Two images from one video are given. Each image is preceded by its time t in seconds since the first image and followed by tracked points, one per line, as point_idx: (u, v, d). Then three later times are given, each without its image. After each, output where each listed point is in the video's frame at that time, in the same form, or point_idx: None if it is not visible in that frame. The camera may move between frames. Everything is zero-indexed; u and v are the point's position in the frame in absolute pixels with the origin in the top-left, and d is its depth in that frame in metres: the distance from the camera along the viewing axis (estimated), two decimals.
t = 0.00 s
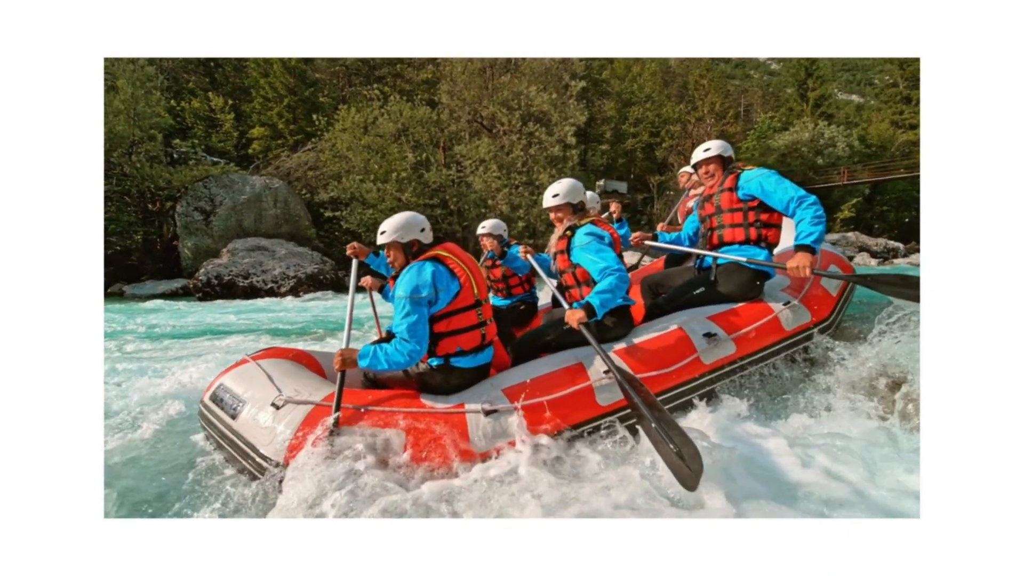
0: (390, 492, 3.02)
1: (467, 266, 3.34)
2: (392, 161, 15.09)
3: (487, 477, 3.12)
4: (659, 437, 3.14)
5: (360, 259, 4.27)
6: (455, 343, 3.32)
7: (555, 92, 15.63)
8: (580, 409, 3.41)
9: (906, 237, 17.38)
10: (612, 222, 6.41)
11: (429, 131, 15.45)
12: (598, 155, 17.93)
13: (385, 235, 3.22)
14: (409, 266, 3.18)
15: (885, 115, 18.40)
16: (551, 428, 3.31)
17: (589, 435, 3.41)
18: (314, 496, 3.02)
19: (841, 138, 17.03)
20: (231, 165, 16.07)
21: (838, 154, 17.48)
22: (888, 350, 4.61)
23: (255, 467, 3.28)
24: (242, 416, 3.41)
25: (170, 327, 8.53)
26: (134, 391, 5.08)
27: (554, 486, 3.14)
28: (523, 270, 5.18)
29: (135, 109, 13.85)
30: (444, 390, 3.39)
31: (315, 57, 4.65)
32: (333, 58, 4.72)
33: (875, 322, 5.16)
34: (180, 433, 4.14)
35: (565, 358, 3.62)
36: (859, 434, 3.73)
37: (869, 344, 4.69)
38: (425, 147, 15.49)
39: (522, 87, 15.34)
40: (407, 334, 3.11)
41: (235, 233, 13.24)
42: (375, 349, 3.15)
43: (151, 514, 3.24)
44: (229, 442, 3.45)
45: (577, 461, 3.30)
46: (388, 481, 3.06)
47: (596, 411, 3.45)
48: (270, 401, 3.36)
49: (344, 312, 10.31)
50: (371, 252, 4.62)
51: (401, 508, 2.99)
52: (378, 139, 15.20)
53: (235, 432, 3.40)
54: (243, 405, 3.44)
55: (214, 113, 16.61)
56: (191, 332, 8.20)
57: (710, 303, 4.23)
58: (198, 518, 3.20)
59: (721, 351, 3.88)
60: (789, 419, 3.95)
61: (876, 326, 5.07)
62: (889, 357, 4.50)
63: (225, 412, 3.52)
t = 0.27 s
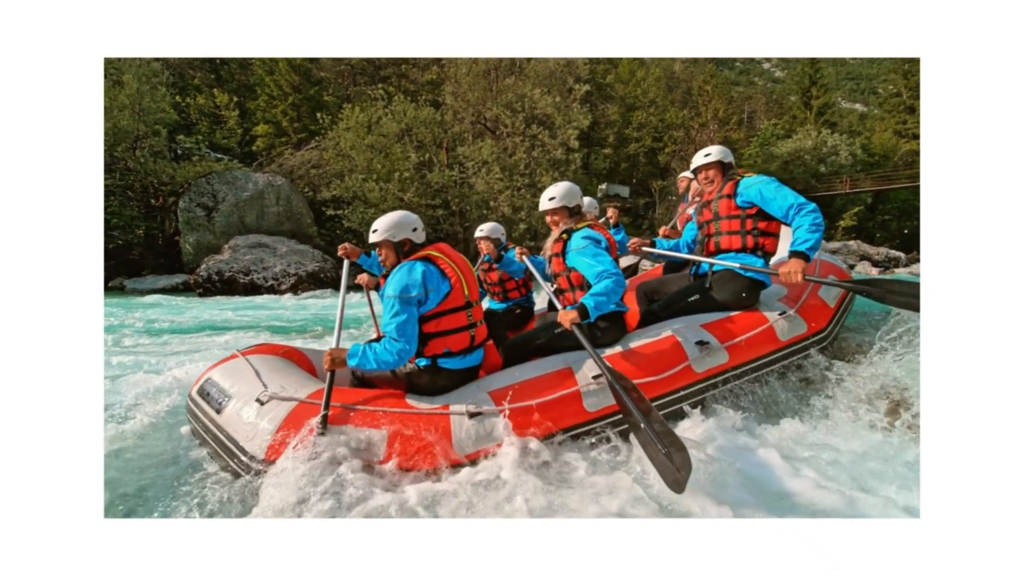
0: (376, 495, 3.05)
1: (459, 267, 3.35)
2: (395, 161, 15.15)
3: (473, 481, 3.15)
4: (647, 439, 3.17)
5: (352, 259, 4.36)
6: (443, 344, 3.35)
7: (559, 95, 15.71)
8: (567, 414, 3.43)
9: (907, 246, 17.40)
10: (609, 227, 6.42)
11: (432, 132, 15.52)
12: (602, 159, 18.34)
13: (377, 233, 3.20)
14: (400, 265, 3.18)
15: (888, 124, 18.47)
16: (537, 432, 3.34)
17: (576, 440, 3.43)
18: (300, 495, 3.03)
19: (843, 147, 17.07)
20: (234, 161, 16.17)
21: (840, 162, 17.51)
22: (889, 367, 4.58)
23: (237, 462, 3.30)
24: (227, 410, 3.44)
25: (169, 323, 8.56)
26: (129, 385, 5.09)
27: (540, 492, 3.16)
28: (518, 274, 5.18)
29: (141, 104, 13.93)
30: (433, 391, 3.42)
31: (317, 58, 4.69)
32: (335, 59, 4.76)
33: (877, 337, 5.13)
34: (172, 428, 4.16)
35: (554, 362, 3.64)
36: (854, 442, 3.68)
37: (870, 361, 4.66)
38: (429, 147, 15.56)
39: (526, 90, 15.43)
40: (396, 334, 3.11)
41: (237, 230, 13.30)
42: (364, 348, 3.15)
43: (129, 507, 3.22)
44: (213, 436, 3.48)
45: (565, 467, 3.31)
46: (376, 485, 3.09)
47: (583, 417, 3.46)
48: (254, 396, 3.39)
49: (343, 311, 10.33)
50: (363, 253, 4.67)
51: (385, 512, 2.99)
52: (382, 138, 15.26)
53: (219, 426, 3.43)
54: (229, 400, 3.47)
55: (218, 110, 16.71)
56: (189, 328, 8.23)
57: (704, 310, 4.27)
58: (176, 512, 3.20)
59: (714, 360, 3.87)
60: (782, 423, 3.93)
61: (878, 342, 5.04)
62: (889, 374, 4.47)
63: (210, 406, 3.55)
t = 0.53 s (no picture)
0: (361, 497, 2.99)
1: (450, 267, 3.30)
2: (398, 161, 15.19)
3: (457, 485, 3.08)
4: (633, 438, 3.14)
5: (342, 260, 4.28)
6: (431, 345, 3.29)
7: (563, 98, 15.78)
8: (552, 419, 3.35)
9: (908, 256, 17.43)
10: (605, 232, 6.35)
11: (436, 133, 15.58)
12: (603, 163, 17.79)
13: (367, 231, 3.18)
14: (391, 263, 3.14)
15: (891, 134, 18.54)
16: (525, 435, 3.28)
17: (562, 446, 3.35)
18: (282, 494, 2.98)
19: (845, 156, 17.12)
20: (238, 158, 16.27)
21: (842, 171, 17.55)
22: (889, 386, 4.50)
23: (218, 457, 3.29)
24: (211, 404, 3.45)
25: (167, 317, 8.58)
26: (122, 378, 5.07)
27: (525, 497, 3.08)
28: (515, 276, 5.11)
29: (146, 99, 13.98)
30: (418, 391, 3.35)
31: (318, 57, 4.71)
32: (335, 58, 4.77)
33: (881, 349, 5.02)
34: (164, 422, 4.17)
35: (542, 365, 3.57)
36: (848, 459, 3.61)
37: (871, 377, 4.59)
38: (432, 147, 15.62)
39: (530, 93, 15.51)
40: (384, 333, 3.05)
41: (239, 226, 13.35)
42: (351, 347, 3.10)
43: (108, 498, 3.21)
44: (197, 430, 3.48)
45: (552, 472, 3.24)
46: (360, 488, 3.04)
47: (570, 423, 3.38)
48: (239, 390, 3.39)
49: (342, 309, 10.34)
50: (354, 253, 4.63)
51: (367, 514, 2.93)
52: (385, 138, 15.31)
53: (203, 420, 3.43)
54: (214, 394, 3.48)
55: (223, 106, 16.82)
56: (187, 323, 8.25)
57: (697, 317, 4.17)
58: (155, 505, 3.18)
59: (705, 369, 3.78)
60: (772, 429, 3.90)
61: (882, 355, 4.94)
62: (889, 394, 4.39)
63: (196, 400, 3.55)
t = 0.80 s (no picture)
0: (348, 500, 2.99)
1: (442, 267, 3.28)
2: (400, 161, 15.23)
3: (444, 489, 3.07)
4: (622, 437, 3.08)
5: (335, 260, 4.26)
6: (419, 345, 3.25)
7: (566, 101, 15.82)
8: (539, 423, 3.33)
9: (908, 265, 17.46)
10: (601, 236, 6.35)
11: (438, 133, 15.61)
12: (606, 166, 18.33)
13: (360, 229, 3.16)
14: (382, 262, 3.13)
15: (892, 142, 18.61)
16: (511, 438, 3.26)
17: (548, 450, 3.32)
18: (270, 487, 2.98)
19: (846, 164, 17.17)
20: (239, 154, 16.31)
21: (844, 179, 17.60)
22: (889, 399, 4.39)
23: (200, 451, 3.27)
24: (197, 398, 3.43)
25: (165, 313, 8.59)
26: (118, 372, 5.09)
27: (510, 498, 3.07)
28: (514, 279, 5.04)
29: (149, 94, 13.97)
30: (404, 392, 3.32)
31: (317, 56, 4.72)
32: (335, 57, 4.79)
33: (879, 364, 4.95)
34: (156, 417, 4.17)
35: (531, 369, 3.54)
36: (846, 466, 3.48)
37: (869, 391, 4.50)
38: (434, 148, 15.65)
39: (534, 96, 15.56)
40: (374, 331, 3.03)
41: (240, 223, 13.39)
42: (341, 345, 3.08)
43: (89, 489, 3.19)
44: (182, 424, 3.46)
45: (540, 476, 3.22)
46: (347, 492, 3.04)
47: (556, 426, 3.35)
48: (224, 385, 3.38)
49: (340, 308, 10.35)
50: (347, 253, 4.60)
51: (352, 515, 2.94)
52: (387, 137, 15.34)
53: (188, 413, 3.42)
54: (200, 388, 3.47)
55: (226, 103, 16.86)
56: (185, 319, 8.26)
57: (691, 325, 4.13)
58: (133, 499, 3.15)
59: (696, 376, 3.74)
60: (764, 434, 3.83)
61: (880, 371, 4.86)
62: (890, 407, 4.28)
63: (183, 393, 3.55)
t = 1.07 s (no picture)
0: (330, 504, 2.93)
1: (432, 267, 3.23)
2: (402, 161, 15.28)
3: (429, 492, 3.03)
4: (604, 442, 2.95)
5: (325, 260, 4.27)
6: (405, 344, 3.21)
7: (569, 105, 15.89)
8: (523, 427, 3.26)
9: (907, 275, 17.50)
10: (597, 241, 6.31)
11: (441, 134, 15.67)
12: (608, 170, 18.53)
13: (351, 226, 3.14)
14: (371, 259, 3.08)
15: (893, 152, 18.68)
16: (492, 441, 3.19)
17: (532, 455, 3.25)
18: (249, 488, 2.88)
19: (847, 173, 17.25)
20: (242, 152, 16.37)
21: (844, 188, 17.72)
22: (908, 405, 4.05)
23: (180, 445, 3.26)
24: (180, 391, 3.43)
25: (162, 309, 8.60)
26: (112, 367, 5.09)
27: (493, 504, 3.02)
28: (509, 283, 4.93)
29: (152, 90, 13.97)
30: (389, 391, 3.28)
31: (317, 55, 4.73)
32: (334, 56, 4.79)
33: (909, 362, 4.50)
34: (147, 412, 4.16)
35: (518, 372, 3.47)
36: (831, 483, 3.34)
37: (885, 396, 4.16)
38: (436, 149, 15.70)
39: (537, 99, 15.63)
40: (361, 329, 2.98)
41: (240, 220, 13.41)
42: (327, 343, 3.03)
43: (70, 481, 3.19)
44: (165, 416, 3.46)
45: (525, 481, 3.16)
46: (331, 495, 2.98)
47: (540, 431, 3.28)
48: (207, 378, 3.37)
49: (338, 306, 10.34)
50: (337, 253, 4.56)
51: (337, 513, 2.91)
52: (390, 137, 15.39)
53: (171, 406, 3.42)
54: (184, 381, 3.47)
55: (230, 100, 16.95)
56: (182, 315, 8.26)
57: (684, 331, 4.03)
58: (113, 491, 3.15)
59: (686, 386, 3.59)
60: (753, 439, 3.69)
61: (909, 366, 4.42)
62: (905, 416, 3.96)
63: (167, 386, 3.55)
